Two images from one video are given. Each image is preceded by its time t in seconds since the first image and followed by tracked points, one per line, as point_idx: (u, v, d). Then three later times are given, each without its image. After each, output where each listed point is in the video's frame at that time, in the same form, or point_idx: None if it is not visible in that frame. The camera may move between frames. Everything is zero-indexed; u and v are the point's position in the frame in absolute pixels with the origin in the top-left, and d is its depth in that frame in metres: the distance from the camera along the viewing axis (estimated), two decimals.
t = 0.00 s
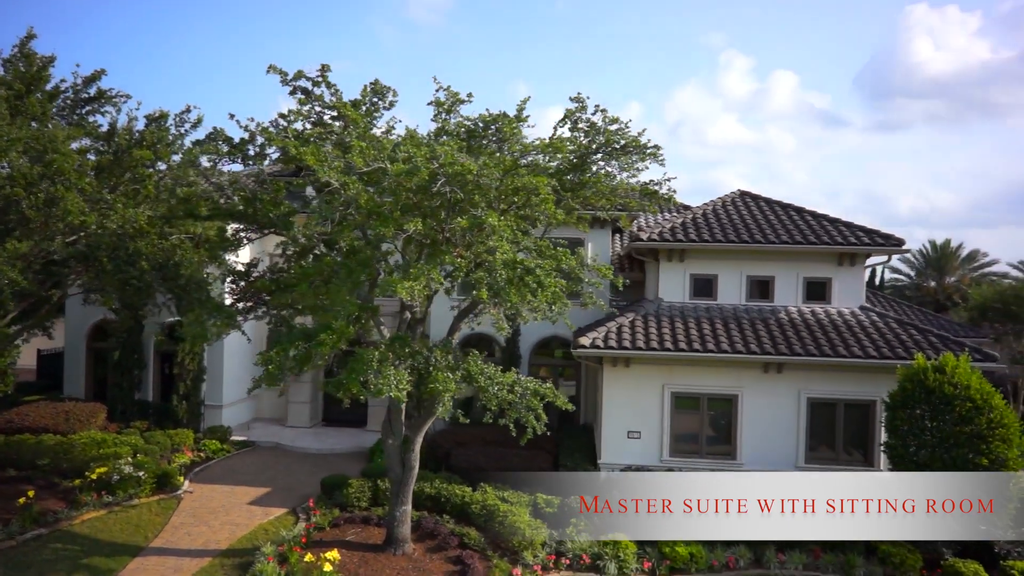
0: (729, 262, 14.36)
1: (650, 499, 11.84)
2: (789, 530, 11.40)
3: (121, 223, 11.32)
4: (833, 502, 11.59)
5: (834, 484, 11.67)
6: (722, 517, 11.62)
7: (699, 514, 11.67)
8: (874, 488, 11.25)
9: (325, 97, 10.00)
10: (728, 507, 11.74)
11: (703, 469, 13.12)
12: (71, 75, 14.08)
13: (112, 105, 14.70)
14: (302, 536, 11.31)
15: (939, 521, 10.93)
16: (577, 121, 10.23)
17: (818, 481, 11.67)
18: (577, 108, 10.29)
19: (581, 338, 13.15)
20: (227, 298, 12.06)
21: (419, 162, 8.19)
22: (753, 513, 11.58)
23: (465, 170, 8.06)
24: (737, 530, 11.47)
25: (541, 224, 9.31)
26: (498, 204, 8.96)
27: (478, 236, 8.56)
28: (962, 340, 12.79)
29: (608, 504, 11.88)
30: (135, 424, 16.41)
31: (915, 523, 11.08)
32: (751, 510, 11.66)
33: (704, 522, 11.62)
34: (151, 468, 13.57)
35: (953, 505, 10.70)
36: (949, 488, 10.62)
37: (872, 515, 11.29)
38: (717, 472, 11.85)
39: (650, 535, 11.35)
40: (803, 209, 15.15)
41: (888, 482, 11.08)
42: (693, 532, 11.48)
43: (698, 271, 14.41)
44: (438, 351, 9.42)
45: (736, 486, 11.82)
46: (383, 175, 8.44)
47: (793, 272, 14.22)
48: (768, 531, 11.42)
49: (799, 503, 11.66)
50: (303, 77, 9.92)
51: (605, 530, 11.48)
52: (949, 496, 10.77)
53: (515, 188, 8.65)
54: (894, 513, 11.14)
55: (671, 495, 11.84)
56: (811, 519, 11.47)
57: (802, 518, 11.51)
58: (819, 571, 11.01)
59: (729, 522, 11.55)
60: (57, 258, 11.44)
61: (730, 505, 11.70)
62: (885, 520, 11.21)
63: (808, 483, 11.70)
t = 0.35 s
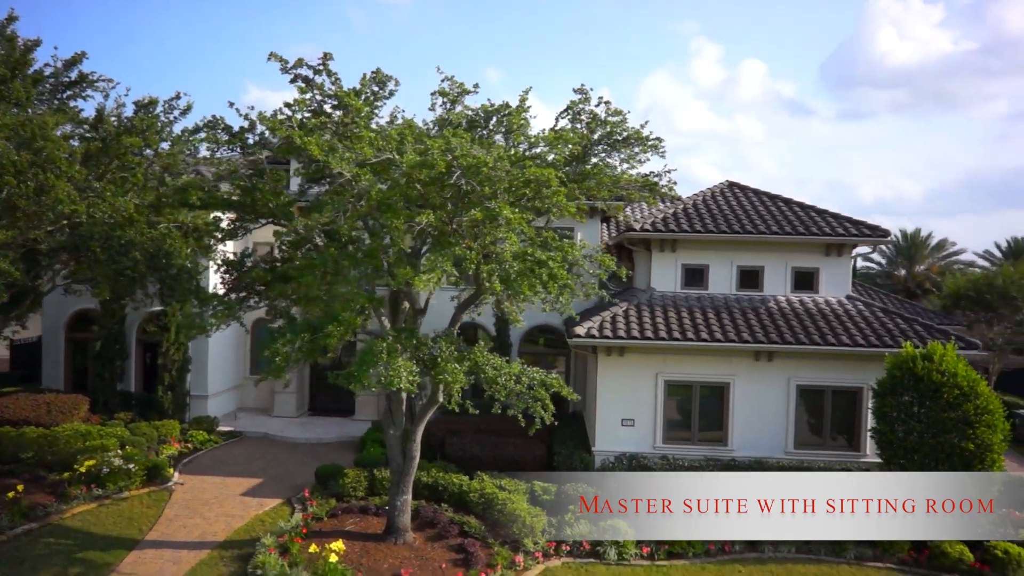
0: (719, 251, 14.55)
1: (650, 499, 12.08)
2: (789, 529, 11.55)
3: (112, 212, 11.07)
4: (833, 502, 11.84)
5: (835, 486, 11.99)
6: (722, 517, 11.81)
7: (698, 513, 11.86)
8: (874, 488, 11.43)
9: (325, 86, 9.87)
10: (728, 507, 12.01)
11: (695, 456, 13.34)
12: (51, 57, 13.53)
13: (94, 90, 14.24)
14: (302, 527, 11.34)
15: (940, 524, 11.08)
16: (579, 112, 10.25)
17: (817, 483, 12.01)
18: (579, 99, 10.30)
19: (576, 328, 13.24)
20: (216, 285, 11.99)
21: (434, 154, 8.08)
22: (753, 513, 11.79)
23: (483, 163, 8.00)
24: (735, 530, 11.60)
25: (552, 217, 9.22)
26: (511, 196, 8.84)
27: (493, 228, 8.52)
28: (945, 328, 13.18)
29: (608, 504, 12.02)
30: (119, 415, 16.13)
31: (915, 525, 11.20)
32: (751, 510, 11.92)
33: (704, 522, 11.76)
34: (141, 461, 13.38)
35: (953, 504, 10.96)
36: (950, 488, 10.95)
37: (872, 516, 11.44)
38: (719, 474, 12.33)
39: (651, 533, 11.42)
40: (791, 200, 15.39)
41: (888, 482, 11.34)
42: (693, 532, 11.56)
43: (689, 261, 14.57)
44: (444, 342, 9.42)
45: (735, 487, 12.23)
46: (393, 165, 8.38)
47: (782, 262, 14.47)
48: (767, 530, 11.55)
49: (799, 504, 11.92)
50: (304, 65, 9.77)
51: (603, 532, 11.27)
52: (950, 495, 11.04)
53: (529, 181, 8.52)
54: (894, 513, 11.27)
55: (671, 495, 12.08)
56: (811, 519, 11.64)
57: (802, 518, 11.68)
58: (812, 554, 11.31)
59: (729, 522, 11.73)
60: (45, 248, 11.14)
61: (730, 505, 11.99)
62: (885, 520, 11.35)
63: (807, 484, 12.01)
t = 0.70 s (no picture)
0: (722, 234, 14.66)
1: (650, 499, 11.80)
2: (790, 528, 11.30)
3: (119, 194, 10.90)
4: (832, 502, 11.70)
5: (834, 487, 11.78)
6: (722, 517, 11.57)
7: (699, 514, 11.61)
8: (875, 489, 11.58)
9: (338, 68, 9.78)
10: (728, 508, 11.79)
11: (699, 436, 13.54)
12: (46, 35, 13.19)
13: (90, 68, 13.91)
14: (315, 509, 11.50)
15: (939, 525, 11.18)
16: (594, 96, 10.22)
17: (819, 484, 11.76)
18: (593, 83, 10.26)
19: (582, 310, 13.31)
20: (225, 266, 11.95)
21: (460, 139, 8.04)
22: (753, 513, 11.56)
23: (511, 147, 7.94)
24: (738, 529, 11.35)
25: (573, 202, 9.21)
26: (534, 181, 8.80)
27: (521, 211, 8.55)
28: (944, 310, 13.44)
29: (608, 504, 11.71)
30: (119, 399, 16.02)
31: (914, 525, 11.24)
32: (751, 510, 11.71)
33: (704, 522, 11.51)
34: (147, 444, 13.33)
35: (953, 504, 11.26)
36: (949, 488, 11.29)
37: (871, 516, 11.46)
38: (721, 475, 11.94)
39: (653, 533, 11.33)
40: (792, 182, 15.51)
41: (889, 482, 11.49)
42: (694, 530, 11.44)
43: (692, 244, 14.68)
44: (461, 326, 9.46)
45: (735, 487, 11.91)
46: (416, 149, 8.33)
47: (784, 245, 14.61)
48: (768, 529, 11.32)
49: (799, 504, 11.74)
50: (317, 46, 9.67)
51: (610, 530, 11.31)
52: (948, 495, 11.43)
53: (555, 166, 8.48)
54: (894, 513, 11.41)
55: (671, 495, 11.83)
56: (812, 519, 11.41)
57: (802, 518, 11.44)
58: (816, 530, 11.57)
59: (729, 521, 11.48)
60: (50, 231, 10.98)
61: (730, 506, 11.76)
62: (885, 520, 11.45)
63: (807, 484, 11.79)
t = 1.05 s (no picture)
0: (724, 216, 14.77)
1: (650, 499, 11.41)
2: (790, 526, 10.84)
3: (124, 177, 10.75)
4: (831, 503, 11.35)
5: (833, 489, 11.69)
6: (721, 517, 11.20)
7: (698, 513, 11.30)
8: (874, 490, 11.77)
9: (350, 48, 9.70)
10: (728, 508, 11.44)
11: (701, 415, 13.75)
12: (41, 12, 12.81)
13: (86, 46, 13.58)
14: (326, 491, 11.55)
15: (942, 521, 10.85)
16: (606, 79, 10.19)
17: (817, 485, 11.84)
18: (606, 65, 10.23)
19: (587, 293, 13.39)
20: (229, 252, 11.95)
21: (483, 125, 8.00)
22: (753, 513, 11.18)
23: (536, 132, 7.92)
24: (738, 527, 10.88)
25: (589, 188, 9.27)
26: (554, 165, 8.80)
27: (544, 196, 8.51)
28: (940, 292, 13.70)
29: (608, 504, 11.42)
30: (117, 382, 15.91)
31: (916, 523, 10.86)
32: (751, 510, 11.36)
33: (704, 521, 11.16)
34: (151, 429, 13.29)
35: (954, 504, 11.11)
36: (947, 489, 11.46)
37: (871, 515, 11.08)
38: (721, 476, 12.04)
39: (653, 531, 10.83)
40: (792, 165, 15.63)
41: (889, 483, 11.80)
42: (692, 527, 10.96)
43: (694, 226, 14.78)
44: (477, 309, 9.49)
45: (737, 489, 11.76)
46: (435, 134, 8.29)
47: (784, 227, 14.76)
48: (768, 526, 10.88)
49: (798, 505, 11.36)
50: (328, 26, 9.60)
51: (609, 530, 10.85)
52: (948, 498, 11.30)
53: (578, 151, 8.44)
54: (895, 513, 11.08)
55: (670, 496, 11.55)
56: (811, 518, 10.97)
57: (802, 517, 11.02)
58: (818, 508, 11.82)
59: (729, 521, 11.07)
60: (53, 215, 10.81)
61: (729, 506, 11.42)
62: (886, 519, 11.02)
63: (807, 486, 11.77)
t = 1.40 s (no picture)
0: (726, 198, 14.90)
1: (651, 499, 11.24)
2: (791, 527, 10.58)
3: (132, 159, 10.64)
4: (831, 504, 11.15)
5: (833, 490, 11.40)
6: (722, 517, 10.90)
7: (699, 513, 10.97)
8: (874, 490, 11.57)
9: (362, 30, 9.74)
10: (727, 508, 11.15)
11: (703, 394, 14.00)
12: None
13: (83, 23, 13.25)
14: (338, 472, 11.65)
15: (942, 520, 10.75)
16: (619, 62, 10.21)
17: (816, 486, 11.66)
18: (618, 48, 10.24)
19: (592, 275, 13.49)
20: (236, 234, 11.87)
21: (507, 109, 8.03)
22: (753, 513, 10.90)
23: (560, 117, 7.97)
24: (738, 527, 10.57)
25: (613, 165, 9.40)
26: (573, 150, 8.86)
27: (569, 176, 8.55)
28: (937, 272, 14.00)
29: (608, 504, 11.17)
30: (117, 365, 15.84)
31: (917, 522, 10.73)
32: (751, 510, 11.09)
33: (704, 521, 10.84)
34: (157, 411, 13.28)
35: (952, 504, 11.12)
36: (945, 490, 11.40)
37: (871, 515, 10.90)
38: (721, 476, 11.77)
39: (653, 531, 10.53)
40: (792, 147, 15.79)
41: (890, 484, 11.65)
42: (692, 527, 10.61)
43: (696, 208, 14.91)
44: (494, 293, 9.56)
45: (736, 490, 11.41)
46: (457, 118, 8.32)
47: (785, 209, 14.94)
48: (769, 526, 10.60)
49: (798, 505, 11.12)
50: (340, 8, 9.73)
51: (608, 529, 10.53)
52: (947, 498, 11.30)
53: (599, 135, 8.50)
54: (896, 514, 10.87)
55: (670, 496, 11.28)
56: (812, 518, 10.75)
57: (802, 518, 10.78)
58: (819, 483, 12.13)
59: (729, 521, 10.76)
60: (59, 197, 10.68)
61: (730, 506, 11.14)
62: (886, 521, 10.79)
63: (808, 487, 11.47)
